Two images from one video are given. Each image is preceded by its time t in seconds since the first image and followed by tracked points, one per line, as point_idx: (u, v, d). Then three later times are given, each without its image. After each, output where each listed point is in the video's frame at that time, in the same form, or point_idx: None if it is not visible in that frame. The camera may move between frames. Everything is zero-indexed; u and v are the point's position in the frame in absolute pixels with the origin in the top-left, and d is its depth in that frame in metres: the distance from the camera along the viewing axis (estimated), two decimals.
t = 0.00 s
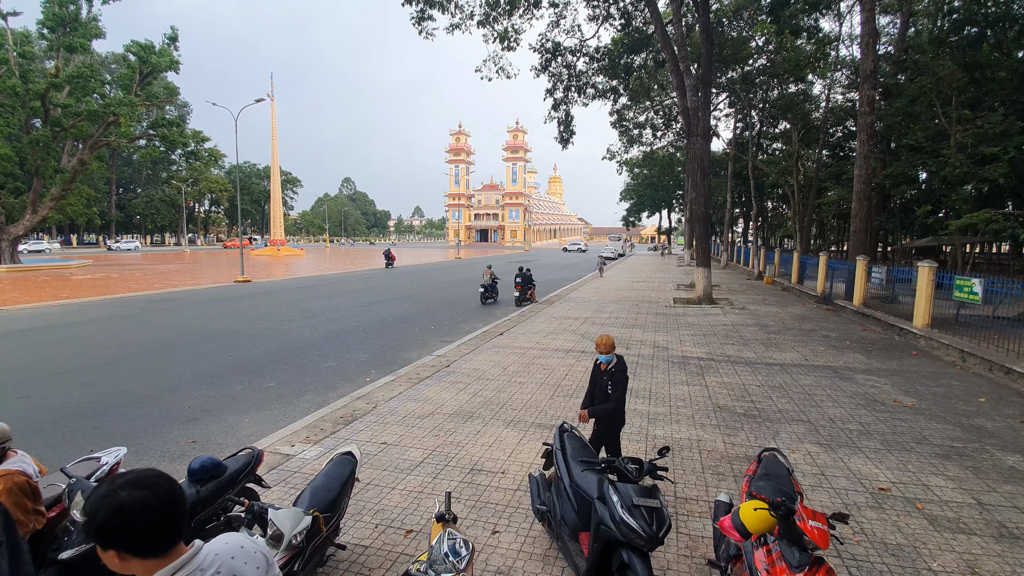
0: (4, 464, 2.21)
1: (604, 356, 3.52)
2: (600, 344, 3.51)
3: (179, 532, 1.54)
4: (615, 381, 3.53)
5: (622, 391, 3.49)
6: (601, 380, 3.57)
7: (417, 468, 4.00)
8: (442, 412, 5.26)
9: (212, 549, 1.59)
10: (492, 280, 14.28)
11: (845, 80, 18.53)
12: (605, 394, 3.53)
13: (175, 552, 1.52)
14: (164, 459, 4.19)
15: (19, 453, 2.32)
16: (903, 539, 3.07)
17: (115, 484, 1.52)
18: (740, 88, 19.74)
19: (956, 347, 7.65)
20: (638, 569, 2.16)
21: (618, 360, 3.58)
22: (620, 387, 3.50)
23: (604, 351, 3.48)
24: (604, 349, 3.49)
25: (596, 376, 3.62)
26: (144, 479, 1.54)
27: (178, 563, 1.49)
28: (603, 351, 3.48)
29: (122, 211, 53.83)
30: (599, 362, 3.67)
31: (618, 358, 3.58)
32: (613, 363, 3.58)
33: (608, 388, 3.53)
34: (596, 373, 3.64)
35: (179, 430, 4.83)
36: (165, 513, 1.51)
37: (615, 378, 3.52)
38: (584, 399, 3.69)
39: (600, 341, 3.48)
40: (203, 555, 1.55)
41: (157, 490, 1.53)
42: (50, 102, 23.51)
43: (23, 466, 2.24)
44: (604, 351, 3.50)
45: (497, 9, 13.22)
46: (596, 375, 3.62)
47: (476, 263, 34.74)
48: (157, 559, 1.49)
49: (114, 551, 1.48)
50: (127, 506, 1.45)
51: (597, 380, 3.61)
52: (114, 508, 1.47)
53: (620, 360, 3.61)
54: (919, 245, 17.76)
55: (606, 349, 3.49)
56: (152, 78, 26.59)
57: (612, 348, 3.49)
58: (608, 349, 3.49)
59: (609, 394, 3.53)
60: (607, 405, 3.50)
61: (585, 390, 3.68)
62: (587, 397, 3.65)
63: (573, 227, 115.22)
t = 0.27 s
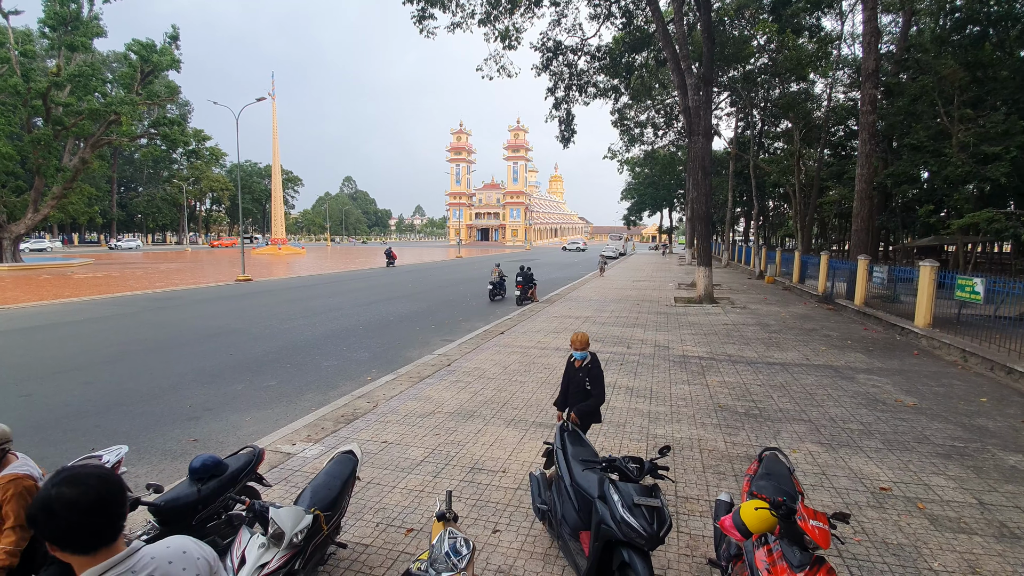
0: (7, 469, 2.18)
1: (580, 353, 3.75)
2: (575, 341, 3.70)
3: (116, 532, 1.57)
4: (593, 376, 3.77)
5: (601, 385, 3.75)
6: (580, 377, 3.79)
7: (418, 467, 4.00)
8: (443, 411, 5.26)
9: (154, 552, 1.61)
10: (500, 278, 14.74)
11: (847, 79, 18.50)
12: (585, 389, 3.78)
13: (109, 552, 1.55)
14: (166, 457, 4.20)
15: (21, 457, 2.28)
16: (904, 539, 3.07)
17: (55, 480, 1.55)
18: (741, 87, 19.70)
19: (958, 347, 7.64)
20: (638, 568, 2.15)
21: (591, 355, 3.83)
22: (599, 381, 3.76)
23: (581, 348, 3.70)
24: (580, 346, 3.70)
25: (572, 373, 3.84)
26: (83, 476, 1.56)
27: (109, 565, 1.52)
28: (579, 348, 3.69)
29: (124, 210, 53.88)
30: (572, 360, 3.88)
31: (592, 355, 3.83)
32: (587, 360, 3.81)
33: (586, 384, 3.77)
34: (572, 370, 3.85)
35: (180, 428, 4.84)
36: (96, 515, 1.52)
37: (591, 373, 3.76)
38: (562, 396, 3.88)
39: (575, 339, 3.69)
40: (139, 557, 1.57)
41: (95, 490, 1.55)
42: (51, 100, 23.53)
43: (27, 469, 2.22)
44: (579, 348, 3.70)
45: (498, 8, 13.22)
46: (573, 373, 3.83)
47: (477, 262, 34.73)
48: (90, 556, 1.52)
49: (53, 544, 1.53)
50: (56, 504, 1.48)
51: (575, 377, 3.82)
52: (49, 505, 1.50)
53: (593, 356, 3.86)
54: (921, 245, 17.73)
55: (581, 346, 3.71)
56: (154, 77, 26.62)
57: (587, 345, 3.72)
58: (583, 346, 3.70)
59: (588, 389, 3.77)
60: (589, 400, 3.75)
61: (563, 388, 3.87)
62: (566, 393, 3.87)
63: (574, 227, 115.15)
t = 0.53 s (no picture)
0: None
1: (557, 352, 3.61)
2: (552, 340, 3.58)
3: (68, 514, 1.62)
4: (573, 375, 3.63)
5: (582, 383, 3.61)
6: (559, 376, 3.64)
7: (419, 465, 4.01)
8: (444, 410, 5.26)
9: (102, 532, 1.68)
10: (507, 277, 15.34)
11: (848, 79, 18.49)
12: (565, 388, 3.62)
13: (61, 532, 1.61)
14: (167, 456, 4.20)
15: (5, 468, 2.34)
16: (905, 539, 3.06)
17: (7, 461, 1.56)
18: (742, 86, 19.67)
19: (958, 346, 7.63)
20: (639, 568, 2.15)
21: (570, 354, 3.70)
22: (579, 378, 3.62)
23: (558, 347, 3.57)
24: (557, 345, 3.57)
25: (551, 373, 3.70)
26: (34, 461, 1.58)
27: (61, 545, 1.57)
28: (555, 347, 3.56)
29: (124, 209, 53.91)
30: (551, 360, 3.75)
31: (571, 354, 3.70)
32: (565, 359, 3.69)
33: (568, 384, 3.61)
34: (550, 370, 3.71)
35: (181, 427, 4.84)
36: (51, 499, 1.56)
37: (571, 372, 3.63)
38: (541, 396, 3.73)
39: (552, 339, 3.56)
40: (90, 537, 1.64)
41: (48, 474, 1.58)
42: (52, 99, 23.53)
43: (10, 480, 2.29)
44: (556, 347, 3.58)
45: (499, 7, 13.19)
46: (552, 372, 3.69)
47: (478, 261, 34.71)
48: (43, 537, 1.58)
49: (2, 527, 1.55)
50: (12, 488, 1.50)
51: (554, 376, 3.68)
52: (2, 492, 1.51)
53: (571, 354, 3.73)
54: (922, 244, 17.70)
55: (559, 345, 3.58)
56: (154, 76, 26.62)
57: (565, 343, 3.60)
58: (561, 345, 3.58)
59: (570, 387, 3.61)
60: (569, 399, 3.58)
61: (542, 388, 3.72)
62: (545, 394, 3.71)
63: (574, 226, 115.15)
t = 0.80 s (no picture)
0: None
1: (537, 356, 3.40)
2: (536, 345, 3.39)
3: (17, 494, 1.67)
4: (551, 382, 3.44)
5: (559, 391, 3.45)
6: (538, 382, 3.42)
7: (419, 465, 4.01)
8: (444, 409, 5.26)
9: (50, 511, 1.75)
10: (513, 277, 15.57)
11: (849, 78, 18.49)
12: (542, 395, 3.41)
13: (10, 514, 1.65)
14: (167, 455, 4.20)
15: None
16: (904, 538, 3.07)
17: None
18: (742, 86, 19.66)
19: (959, 346, 7.63)
20: (639, 567, 2.15)
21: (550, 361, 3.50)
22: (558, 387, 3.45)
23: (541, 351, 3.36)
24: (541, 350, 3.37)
25: (527, 378, 3.46)
26: None
27: (13, 523, 1.63)
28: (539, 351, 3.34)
29: (125, 208, 53.97)
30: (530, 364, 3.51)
31: (551, 359, 3.48)
32: (545, 365, 3.47)
33: (544, 391, 3.40)
34: (528, 374, 3.47)
35: (181, 426, 4.84)
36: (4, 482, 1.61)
37: (551, 379, 3.43)
38: (515, 401, 3.48)
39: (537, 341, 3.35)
40: (38, 516, 1.71)
41: None
42: (52, 99, 23.54)
43: None
44: (539, 351, 3.38)
45: (499, 6, 13.17)
46: (530, 377, 3.45)
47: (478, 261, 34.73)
48: None
49: None
50: None
51: (532, 381, 3.44)
52: None
53: (550, 361, 3.52)
54: (922, 244, 17.70)
55: (541, 349, 3.38)
56: (155, 75, 26.62)
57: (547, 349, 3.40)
58: (544, 350, 3.38)
59: (547, 395, 3.41)
60: (545, 407, 3.37)
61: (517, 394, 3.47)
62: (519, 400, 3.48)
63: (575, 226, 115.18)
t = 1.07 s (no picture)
0: None
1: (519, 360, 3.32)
2: (515, 346, 3.30)
3: None
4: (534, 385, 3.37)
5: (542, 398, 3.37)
6: (520, 387, 3.36)
7: (419, 465, 4.01)
8: (445, 409, 5.26)
9: None
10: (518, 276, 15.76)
11: (849, 78, 18.49)
12: (524, 399, 3.36)
13: None
14: (168, 454, 4.21)
15: None
16: (904, 539, 3.07)
17: None
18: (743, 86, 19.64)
19: (959, 346, 7.63)
20: (640, 567, 2.15)
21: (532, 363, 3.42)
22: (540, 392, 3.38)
23: (522, 354, 3.28)
24: (520, 352, 3.28)
25: (508, 381, 3.40)
26: None
27: None
28: (520, 354, 3.27)
29: (125, 208, 54.01)
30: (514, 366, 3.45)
31: (534, 362, 3.41)
32: (528, 368, 3.40)
33: (527, 394, 3.35)
34: (510, 379, 3.41)
35: (181, 426, 4.85)
36: None
37: (534, 383, 3.36)
38: (495, 405, 3.43)
39: (518, 345, 3.27)
40: None
41: None
42: (53, 98, 23.55)
43: None
44: (517, 353, 3.30)
45: (500, 6, 13.16)
46: (513, 381, 3.39)
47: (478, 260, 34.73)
48: None
49: None
50: None
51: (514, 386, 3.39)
52: None
53: (533, 363, 3.44)
54: (922, 244, 17.69)
55: (523, 352, 3.30)
56: (155, 75, 26.63)
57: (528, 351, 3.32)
58: (523, 352, 3.29)
59: (529, 398, 3.36)
60: (528, 410, 3.33)
61: (499, 398, 3.42)
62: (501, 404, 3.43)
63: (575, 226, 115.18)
